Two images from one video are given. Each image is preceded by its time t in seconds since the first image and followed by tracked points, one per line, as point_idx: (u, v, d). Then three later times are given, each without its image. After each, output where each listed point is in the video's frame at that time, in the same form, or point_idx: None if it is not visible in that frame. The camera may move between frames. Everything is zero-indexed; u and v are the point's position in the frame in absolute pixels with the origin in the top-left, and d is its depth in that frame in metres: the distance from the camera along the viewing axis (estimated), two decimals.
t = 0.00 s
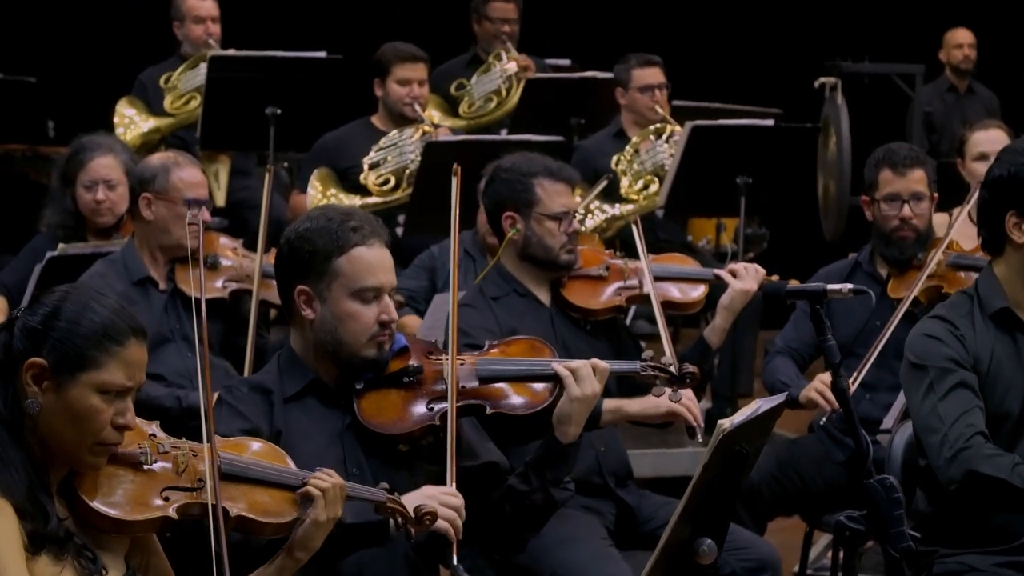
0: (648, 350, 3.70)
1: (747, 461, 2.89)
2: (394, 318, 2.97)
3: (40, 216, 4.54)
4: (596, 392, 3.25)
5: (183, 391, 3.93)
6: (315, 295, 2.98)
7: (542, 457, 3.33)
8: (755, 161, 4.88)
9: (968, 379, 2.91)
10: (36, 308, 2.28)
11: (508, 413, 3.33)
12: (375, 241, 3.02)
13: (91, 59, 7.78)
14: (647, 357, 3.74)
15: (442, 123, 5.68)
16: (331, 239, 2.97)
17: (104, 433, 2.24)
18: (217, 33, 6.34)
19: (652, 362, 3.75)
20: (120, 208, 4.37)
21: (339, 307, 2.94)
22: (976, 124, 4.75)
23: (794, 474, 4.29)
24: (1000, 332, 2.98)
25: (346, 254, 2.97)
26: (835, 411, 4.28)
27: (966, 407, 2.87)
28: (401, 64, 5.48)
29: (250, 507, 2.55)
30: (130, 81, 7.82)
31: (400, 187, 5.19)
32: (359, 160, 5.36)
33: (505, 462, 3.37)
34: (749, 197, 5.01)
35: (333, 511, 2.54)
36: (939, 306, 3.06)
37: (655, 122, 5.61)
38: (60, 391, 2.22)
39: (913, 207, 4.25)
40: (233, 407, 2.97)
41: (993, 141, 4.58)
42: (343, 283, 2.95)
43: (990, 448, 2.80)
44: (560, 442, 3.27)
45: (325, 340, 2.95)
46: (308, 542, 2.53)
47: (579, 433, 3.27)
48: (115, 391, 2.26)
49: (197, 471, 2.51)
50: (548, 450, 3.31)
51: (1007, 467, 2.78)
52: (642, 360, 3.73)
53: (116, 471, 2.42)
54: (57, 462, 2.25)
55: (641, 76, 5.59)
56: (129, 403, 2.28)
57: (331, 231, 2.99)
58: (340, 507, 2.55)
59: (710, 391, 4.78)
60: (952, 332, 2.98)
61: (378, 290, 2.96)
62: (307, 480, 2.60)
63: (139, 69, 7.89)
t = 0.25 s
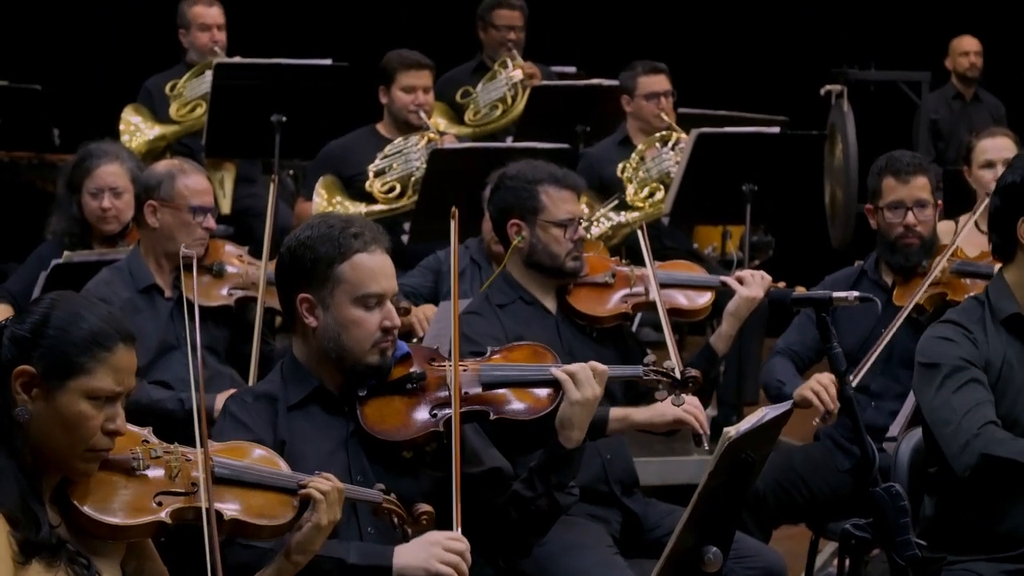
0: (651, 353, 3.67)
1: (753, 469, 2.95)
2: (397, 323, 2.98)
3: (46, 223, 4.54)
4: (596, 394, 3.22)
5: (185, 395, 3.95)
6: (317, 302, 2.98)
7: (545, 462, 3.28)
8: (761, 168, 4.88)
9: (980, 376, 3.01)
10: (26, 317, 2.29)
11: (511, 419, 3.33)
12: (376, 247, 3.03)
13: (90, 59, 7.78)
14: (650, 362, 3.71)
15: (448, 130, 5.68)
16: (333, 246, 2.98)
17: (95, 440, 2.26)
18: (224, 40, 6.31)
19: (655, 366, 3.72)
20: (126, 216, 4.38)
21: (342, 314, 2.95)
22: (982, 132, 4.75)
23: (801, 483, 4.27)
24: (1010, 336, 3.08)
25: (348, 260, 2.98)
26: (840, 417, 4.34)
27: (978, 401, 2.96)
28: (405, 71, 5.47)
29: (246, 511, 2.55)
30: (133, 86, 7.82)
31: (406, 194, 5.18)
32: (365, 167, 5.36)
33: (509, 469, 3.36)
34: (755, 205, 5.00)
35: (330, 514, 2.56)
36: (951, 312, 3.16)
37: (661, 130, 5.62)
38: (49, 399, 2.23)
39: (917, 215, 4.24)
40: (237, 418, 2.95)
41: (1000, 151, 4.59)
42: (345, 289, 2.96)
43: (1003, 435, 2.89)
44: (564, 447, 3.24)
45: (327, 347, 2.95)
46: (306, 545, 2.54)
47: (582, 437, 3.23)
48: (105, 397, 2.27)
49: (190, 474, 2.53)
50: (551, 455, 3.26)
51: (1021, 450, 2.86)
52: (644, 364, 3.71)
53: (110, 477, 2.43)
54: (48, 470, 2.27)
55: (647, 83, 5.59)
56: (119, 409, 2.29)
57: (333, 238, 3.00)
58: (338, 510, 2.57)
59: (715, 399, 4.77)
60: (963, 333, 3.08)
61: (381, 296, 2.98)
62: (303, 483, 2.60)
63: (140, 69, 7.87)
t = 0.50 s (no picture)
0: (652, 356, 3.65)
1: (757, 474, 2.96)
2: (394, 329, 2.97)
3: (49, 228, 4.53)
4: (602, 400, 3.26)
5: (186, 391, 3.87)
6: (315, 306, 2.98)
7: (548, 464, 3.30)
8: (765, 173, 4.88)
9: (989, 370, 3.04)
10: (7, 324, 2.35)
11: (511, 421, 3.30)
12: (374, 251, 3.03)
13: (90, 59, 7.78)
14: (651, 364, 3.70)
15: (450, 135, 5.68)
16: (331, 251, 2.98)
17: (80, 444, 2.33)
18: (227, 46, 6.33)
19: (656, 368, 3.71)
20: (129, 221, 4.37)
21: (340, 318, 2.94)
22: (986, 137, 4.75)
23: (804, 489, 4.26)
24: (1018, 338, 3.11)
25: (346, 264, 2.98)
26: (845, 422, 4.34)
27: (986, 393, 2.98)
28: (408, 76, 5.47)
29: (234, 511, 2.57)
30: (134, 88, 7.82)
31: (410, 199, 5.17)
32: (368, 171, 5.36)
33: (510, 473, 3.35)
34: (758, 210, 5.00)
35: (318, 510, 2.56)
36: (960, 315, 3.20)
37: (664, 135, 5.60)
38: (33, 404, 2.30)
39: (919, 222, 4.23)
40: (238, 424, 2.95)
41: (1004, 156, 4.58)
42: (343, 294, 2.96)
43: (1012, 418, 2.92)
44: (565, 449, 3.26)
45: (325, 351, 2.95)
46: (295, 543, 2.54)
47: (585, 439, 3.27)
48: (88, 401, 2.34)
49: (180, 475, 2.58)
50: (554, 459, 3.29)
51: None
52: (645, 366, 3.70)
53: (97, 481, 2.50)
54: (34, 475, 2.33)
55: (650, 88, 5.58)
56: (103, 412, 2.36)
57: (331, 243, 3.00)
58: (327, 505, 2.57)
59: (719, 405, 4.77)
60: (973, 333, 3.11)
61: (379, 300, 2.97)
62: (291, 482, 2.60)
63: (139, 69, 7.85)
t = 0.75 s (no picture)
0: (653, 358, 3.71)
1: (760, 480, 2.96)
2: (394, 334, 2.97)
3: (54, 235, 4.53)
4: (598, 398, 3.25)
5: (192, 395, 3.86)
6: (314, 311, 2.98)
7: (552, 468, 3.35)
8: (770, 179, 4.88)
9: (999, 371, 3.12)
10: None
11: (511, 423, 3.30)
12: (374, 257, 3.02)
13: (90, 58, 7.78)
14: (650, 366, 3.75)
15: (455, 141, 5.68)
16: (331, 256, 2.97)
17: (66, 449, 2.34)
18: (231, 52, 6.37)
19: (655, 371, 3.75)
20: (134, 227, 4.38)
21: (340, 323, 2.94)
22: (991, 144, 4.76)
23: (808, 495, 4.26)
24: None
25: (345, 269, 2.97)
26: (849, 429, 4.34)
27: (994, 392, 3.07)
28: (413, 82, 5.47)
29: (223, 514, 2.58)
30: (140, 93, 7.81)
31: (415, 205, 5.17)
32: (373, 178, 5.37)
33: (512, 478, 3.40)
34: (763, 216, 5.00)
35: (309, 508, 2.58)
36: (969, 318, 3.28)
37: (669, 141, 5.60)
38: (16, 412, 2.32)
39: (924, 230, 4.23)
40: (239, 430, 2.94)
41: (1010, 162, 4.58)
42: (342, 299, 2.96)
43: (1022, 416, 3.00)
44: (567, 451, 3.28)
45: (325, 357, 2.95)
46: (288, 542, 2.56)
47: (585, 440, 3.28)
48: (72, 406, 2.36)
49: (168, 478, 2.60)
50: (555, 461, 3.35)
51: None
52: (645, 369, 3.75)
53: (85, 486, 2.50)
54: (21, 481, 2.35)
55: (655, 94, 5.57)
56: (88, 416, 2.38)
57: (331, 248, 2.99)
58: (317, 506, 2.59)
59: (723, 412, 4.77)
60: (983, 335, 3.19)
61: (378, 305, 2.97)
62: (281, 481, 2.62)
63: (139, 68, 7.84)
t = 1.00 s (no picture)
0: (653, 354, 3.66)
1: (765, 484, 2.98)
2: (393, 335, 2.97)
3: (57, 239, 4.53)
4: (603, 398, 3.23)
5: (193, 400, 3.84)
6: (314, 314, 2.99)
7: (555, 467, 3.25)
8: (774, 184, 4.88)
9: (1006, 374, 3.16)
10: None
11: (512, 424, 3.30)
12: (372, 259, 3.03)
13: (90, 58, 7.77)
14: (651, 362, 3.71)
15: (458, 146, 5.67)
16: (329, 259, 2.99)
17: (57, 453, 2.34)
18: (235, 57, 6.35)
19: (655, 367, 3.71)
20: (137, 232, 4.38)
21: (339, 325, 2.95)
22: (996, 148, 4.75)
23: (813, 499, 4.26)
24: None
25: (343, 272, 2.98)
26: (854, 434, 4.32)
27: (1002, 395, 3.12)
28: (417, 87, 5.46)
29: (218, 514, 2.57)
30: (143, 99, 7.81)
31: (418, 210, 5.17)
32: (377, 183, 5.37)
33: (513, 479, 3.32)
34: (766, 221, 4.99)
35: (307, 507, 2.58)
36: (975, 321, 3.31)
37: (673, 145, 5.60)
38: (6, 417, 2.33)
39: (928, 236, 4.22)
40: (241, 436, 2.96)
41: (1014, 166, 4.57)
42: (341, 301, 2.97)
43: None
44: (568, 450, 3.25)
45: (325, 359, 2.95)
46: (286, 541, 2.56)
47: (587, 439, 3.25)
48: (62, 409, 2.36)
49: (161, 480, 2.58)
50: (556, 460, 3.25)
51: None
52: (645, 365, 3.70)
53: (76, 490, 2.49)
54: (12, 488, 2.34)
55: (659, 99, 5.55)
56: (78, 420, 2.39)
57: (329, 251, 3.00)
58: (315, 505, 2.58)
59: (727, 416, 4.75)
60: (989, 339, 3.23)
61: (377, 307, 2.97)
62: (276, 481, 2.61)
63: (139, 68, 7.83)
